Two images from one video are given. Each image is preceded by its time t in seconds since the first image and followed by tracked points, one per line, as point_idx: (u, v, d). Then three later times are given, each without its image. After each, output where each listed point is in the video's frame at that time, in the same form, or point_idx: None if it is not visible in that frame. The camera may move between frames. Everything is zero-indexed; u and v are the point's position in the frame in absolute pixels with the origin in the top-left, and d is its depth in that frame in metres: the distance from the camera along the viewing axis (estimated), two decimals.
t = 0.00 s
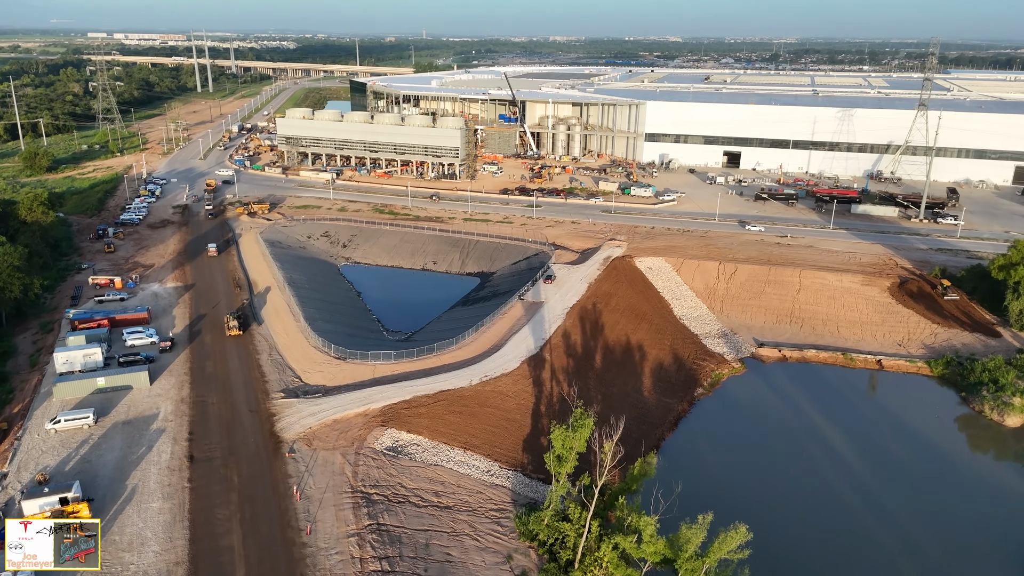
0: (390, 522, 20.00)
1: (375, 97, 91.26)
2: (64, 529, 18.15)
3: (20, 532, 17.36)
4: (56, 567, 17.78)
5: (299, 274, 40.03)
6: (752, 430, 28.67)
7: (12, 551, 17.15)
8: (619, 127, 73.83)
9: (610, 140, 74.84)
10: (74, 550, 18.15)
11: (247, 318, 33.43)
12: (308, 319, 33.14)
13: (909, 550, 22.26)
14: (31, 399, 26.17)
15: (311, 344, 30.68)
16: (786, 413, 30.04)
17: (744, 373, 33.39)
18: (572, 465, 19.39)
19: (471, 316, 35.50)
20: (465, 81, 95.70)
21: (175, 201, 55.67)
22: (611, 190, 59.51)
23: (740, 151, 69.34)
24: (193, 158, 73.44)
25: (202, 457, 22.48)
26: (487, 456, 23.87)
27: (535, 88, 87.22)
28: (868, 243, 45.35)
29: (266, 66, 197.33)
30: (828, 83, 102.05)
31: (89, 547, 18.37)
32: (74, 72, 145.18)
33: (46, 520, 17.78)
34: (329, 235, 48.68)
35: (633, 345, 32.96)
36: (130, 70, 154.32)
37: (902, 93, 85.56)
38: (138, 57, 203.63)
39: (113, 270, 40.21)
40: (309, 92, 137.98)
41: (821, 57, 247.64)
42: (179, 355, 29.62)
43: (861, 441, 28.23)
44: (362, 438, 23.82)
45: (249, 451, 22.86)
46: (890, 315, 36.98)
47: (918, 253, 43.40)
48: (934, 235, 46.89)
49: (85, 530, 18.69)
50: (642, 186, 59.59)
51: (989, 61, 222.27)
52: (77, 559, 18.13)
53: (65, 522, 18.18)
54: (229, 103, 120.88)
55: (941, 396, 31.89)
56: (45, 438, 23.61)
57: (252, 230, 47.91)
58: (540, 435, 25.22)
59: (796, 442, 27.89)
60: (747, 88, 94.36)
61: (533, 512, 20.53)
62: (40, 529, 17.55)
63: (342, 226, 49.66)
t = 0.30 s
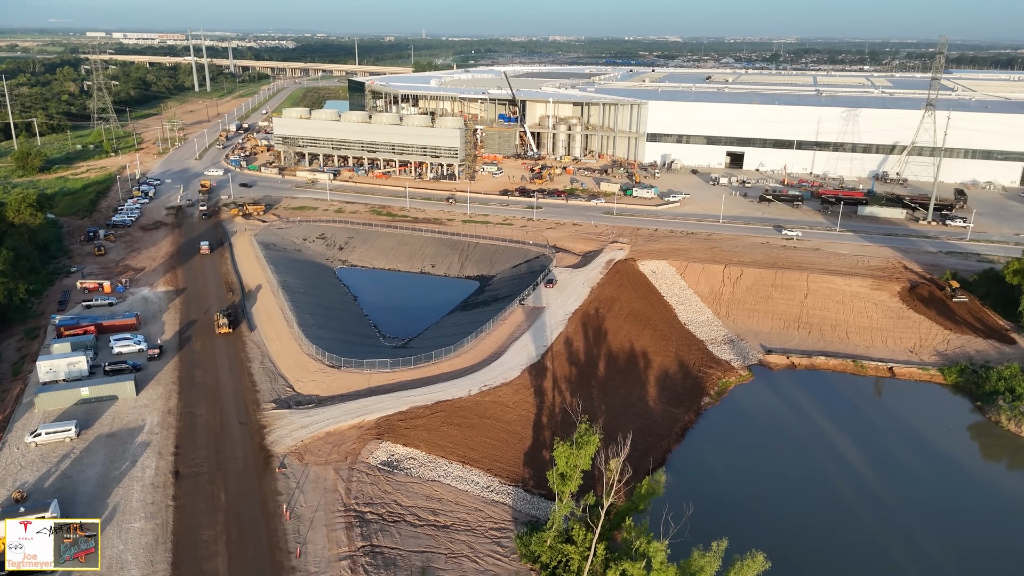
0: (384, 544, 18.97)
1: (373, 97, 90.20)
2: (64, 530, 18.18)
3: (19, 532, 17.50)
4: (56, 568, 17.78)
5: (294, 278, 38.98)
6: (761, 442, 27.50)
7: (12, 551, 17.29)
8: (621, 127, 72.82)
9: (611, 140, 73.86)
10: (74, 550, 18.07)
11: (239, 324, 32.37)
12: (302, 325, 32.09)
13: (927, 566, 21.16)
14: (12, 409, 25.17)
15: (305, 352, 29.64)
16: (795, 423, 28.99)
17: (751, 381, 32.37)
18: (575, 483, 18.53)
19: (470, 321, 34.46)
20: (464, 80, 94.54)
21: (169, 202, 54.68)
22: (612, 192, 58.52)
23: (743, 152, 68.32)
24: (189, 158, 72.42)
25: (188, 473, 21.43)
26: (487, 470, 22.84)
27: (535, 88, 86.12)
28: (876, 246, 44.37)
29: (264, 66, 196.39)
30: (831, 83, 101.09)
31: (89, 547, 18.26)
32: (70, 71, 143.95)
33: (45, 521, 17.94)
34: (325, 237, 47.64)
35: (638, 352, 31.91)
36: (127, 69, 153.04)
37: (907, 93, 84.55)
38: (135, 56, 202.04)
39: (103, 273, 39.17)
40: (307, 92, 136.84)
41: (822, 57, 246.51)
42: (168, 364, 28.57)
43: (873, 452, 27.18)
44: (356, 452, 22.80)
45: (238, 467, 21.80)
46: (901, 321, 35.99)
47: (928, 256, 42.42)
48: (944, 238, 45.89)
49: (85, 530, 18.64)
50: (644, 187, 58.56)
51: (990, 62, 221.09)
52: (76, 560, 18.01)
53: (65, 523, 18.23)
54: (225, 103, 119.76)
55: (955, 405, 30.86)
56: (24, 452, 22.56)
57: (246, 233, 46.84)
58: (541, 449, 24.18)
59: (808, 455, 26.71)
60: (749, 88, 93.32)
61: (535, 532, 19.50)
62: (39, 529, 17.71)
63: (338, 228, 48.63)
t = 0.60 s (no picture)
0: (379, 567, 18.05)
1: (372, 96, 89.26)
2: (63, 529, 17.73)
3: (19, 532, 17.15)
4: (56, 567, 17.51)
5: (289, 282, 38.06)
6: (770, 451, 26.58)
7: (12, 551, 16.93)
8: (622, 127, 71.89)
9: (613, 140, 72.95)
10: (74, 550, 17.68)
11: (231, 330, 31.44)
12: (296, 331, 31.16)
13: None
14: None
15: (299, 359, 28.73)
16: (804, 432, 28.07)
17: (759, 389, 31.42)
18: (578, 502, 17.72)
19: (470, 327, 33.54)
20: (463, 80, 93.55)
21: (163, 203, 53.74)
22: (614, 193, 57.59)
23: (746, 152, 67.42)
24: (184, 159, 71.43)
25: (174, 489, 20.50)
26: (487, 485, 21.92)
27: (535, 87, 85.15)
28: (883, 249, 43.51)
29: (262, 66, 195.29)
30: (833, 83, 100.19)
31: (89, 547, 17.87)
32: (66, 71, 142.78)
33: (45, 521, 17.54)
34: (321, 239, 46.72)
35: (642, 359, 31.00)
36: (125, 69, 151.67)
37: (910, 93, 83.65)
38: (132, 55, 200.59)
39: (93, 277, 38.22)
40: (305, 91, 135.78)
41: (823, 57, 245.52)
42: (157, 372, 27.64)
43: (885, 462, 26.24)
44: (350, 466, 21.89)
45: (226, 482, 20.86)
46: (911, 326, 35.12)
47: (936, 259, 41.55)
48: (953, 241, 45.02)
49: (86, 530, 18.18)
50: (646, 188, 57.62)
51: (991, 62, 219.81)
52: (76, 560, 17.69)
53: (65, 522, 17.77)
54: (223, 102, 118.68)
55: (969, 413, 29.94)
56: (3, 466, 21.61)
57: (241, 235, 45.90)
58: (544, 461, 23.26)
59: (817, 466, 25.65)
60: (752, 88, 92.40)
61: (538, 551, 18.60)
62: (39, 529, 17.30)
63: (335, 230, 47.70)
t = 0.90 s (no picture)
0: None
1: (371, 96, 88.37)
2: (63, 529, 17.67)
3: (19, 532, 16.94)
4: (56, 568, 17.41)
5: (285, 286, 37.15)
6: (779, 462, 25.66)
7: (12, 552, 16.67)
8: (623, 127, 70.98)
9: (614, 140, 72.05)
10: (74, 550, 17.57)
11: (224, 337, 30.51)
12: (290, 339, 30.24)
13: None
14: None
15: (292, 368, 27.80)
16: (814, 442, 27.14)
17: (767, 398, 30.50)
18: (584, 524, 16.71)
19: (469, 334, 32.65)
20: (463, 80, 92.61)
21: (158, 205, 52.85)
22: (615, 195, 56.69)
23: (749, 153, 66.54)
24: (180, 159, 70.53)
25: (159, 508, 19.60)
26: (487, 502, 21.02)
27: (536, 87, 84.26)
28: (891, 252, 42.63)
29: (260, 65, 194.37)
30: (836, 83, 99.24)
31: (89, 547, 17.73)
32: (63, 70, 141.72)
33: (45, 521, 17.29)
34: (318, 242, 45.82)
35: (646, 367, 30.10)
36: (123, 69, 150.61)
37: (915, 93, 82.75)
38: (130, 54, 199.41)
39: (83, 282, 37.32)
40: (304, 91, 134.81)
41: (824, 57, 244.37)
42: (146, 382, 26.71)
43: (898, 473, 25.32)
44: (344, 482, 20.98)
45: (214, 501, 19.95)
46: (921, 333, 34.24)
47: (946, 263, 40.67)
48: (961, 244, 44.14)
49: (85, 530, 18.09)
50: (648, 190, 56.72)
51: (992, 62, 218.93)
52: (76, 560, 17.55)
53: (65, 522, 17.70)
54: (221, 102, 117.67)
55: (983, 423, 29.04)
56: None
57: (236, 237, 44.99)
58: (546, 476, 22.33)
59: (829, 479, 24.62)
60: (754, 88, 91.52)
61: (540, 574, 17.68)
62: (39, 529, 17.05)
63: (332, 232, 46.80)
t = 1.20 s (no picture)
0: None
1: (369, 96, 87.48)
2: (64, 529, 17.87)
3: (20, 531, 17.22)
4: (56, 568, 17.53)
5: (280, 292, 36.24)
6: (789, 474, 24.68)
7: (12, 551, 16.96)
8: (625, 128, 70.07)
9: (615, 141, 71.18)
10: (74, 550, 17.66)
11: (215, 346, 29.56)
12: (284, 347, 29.33)
13: None
14: None
15: (286, 378, 26.89)
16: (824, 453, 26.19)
17: (775, 408, 29.61)
18: (591, 548, 15.84)
19: (468, 341, 31.77)
20: (463, 80, 91.65)
21: (152, 207, 51.98)
22: (617, 197, 55.81)
23: (752, 154, 65.65)
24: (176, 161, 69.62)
25: (144, 529, 18.70)
26: (487, 521, 20.12)
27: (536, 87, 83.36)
28: (899, 256, 41.77)
29: (258, 65, 193.08)
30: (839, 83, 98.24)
31: (89, 547, 17.80)
32: (59, 70, 140.46)
33: (45, 520, 17.57)
34: (314, 245, 44.91)
35: (651, 376, 29.20)
36: (120, 69, 149.47)
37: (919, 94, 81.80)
38: (127, 54, 198.12)
39: (73, 286, 36.41)
40: (302, 91, 133.79)
41: (825, 57, 243.34)
42: (134, 393, 25.82)
43: (912, 484, 24.35)
44: (338, 500, 20.10)
45: (201, 521, 19.04)
46: (932, 340, 33.40)
47: (955, 267, 39.80)
48: (971, 247, 43.26)
49: (85, 530, 18.29)
50: (650, 192, 55.82)
51: (993, 62, 218.07)
52: (76, 559, 17.62)
53: (65, 523, 17.91)
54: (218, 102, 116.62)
55: (998, 433, 28.15)
56: None
57: (230, 240, 44.10)
58: (548, 492, 21.43)
59: (842, 492, 23.66)
60: (757, 88, 90.61)
61: None
62: (39, 529, 17.35)
63: (329, 235, 45.89)
